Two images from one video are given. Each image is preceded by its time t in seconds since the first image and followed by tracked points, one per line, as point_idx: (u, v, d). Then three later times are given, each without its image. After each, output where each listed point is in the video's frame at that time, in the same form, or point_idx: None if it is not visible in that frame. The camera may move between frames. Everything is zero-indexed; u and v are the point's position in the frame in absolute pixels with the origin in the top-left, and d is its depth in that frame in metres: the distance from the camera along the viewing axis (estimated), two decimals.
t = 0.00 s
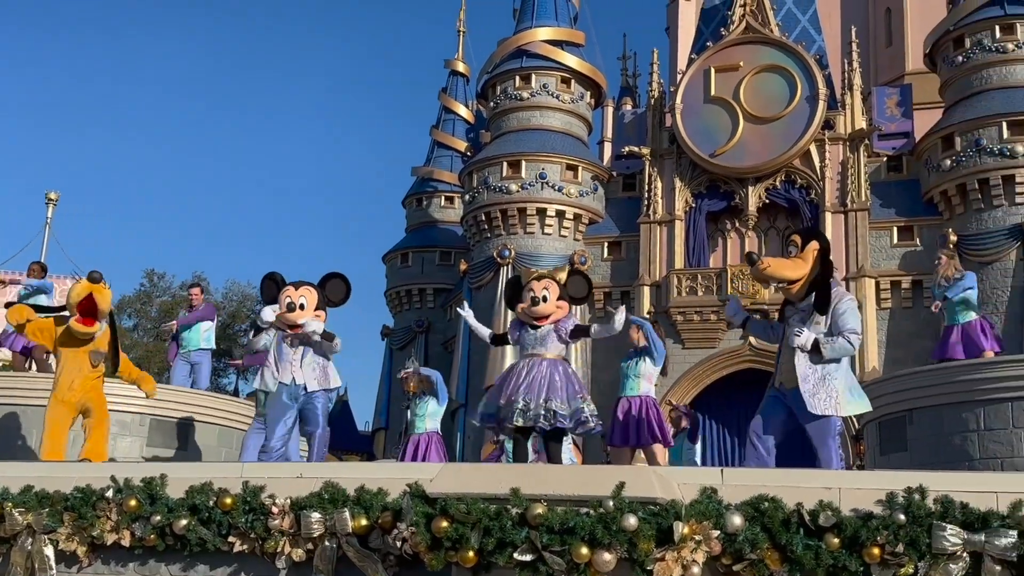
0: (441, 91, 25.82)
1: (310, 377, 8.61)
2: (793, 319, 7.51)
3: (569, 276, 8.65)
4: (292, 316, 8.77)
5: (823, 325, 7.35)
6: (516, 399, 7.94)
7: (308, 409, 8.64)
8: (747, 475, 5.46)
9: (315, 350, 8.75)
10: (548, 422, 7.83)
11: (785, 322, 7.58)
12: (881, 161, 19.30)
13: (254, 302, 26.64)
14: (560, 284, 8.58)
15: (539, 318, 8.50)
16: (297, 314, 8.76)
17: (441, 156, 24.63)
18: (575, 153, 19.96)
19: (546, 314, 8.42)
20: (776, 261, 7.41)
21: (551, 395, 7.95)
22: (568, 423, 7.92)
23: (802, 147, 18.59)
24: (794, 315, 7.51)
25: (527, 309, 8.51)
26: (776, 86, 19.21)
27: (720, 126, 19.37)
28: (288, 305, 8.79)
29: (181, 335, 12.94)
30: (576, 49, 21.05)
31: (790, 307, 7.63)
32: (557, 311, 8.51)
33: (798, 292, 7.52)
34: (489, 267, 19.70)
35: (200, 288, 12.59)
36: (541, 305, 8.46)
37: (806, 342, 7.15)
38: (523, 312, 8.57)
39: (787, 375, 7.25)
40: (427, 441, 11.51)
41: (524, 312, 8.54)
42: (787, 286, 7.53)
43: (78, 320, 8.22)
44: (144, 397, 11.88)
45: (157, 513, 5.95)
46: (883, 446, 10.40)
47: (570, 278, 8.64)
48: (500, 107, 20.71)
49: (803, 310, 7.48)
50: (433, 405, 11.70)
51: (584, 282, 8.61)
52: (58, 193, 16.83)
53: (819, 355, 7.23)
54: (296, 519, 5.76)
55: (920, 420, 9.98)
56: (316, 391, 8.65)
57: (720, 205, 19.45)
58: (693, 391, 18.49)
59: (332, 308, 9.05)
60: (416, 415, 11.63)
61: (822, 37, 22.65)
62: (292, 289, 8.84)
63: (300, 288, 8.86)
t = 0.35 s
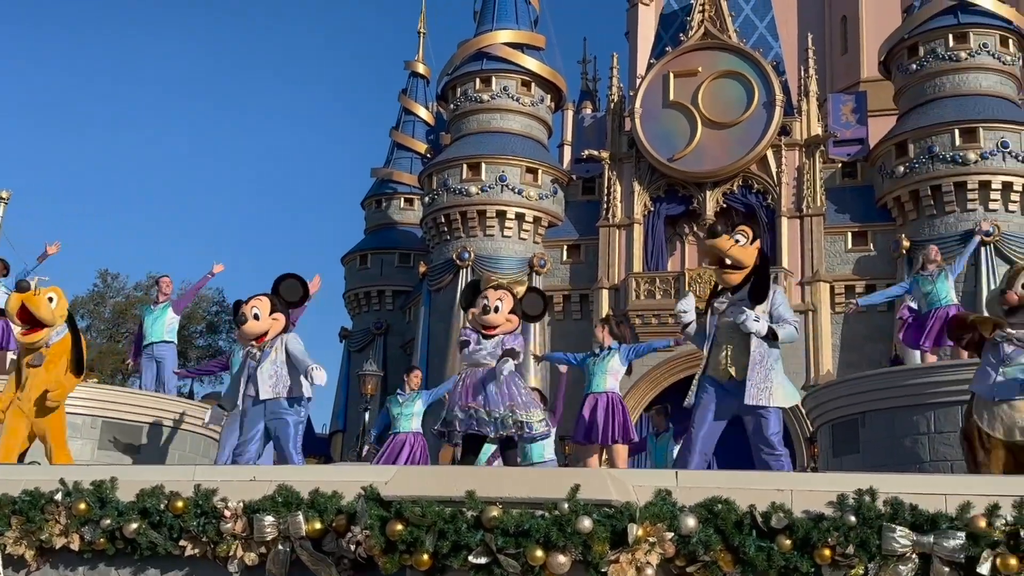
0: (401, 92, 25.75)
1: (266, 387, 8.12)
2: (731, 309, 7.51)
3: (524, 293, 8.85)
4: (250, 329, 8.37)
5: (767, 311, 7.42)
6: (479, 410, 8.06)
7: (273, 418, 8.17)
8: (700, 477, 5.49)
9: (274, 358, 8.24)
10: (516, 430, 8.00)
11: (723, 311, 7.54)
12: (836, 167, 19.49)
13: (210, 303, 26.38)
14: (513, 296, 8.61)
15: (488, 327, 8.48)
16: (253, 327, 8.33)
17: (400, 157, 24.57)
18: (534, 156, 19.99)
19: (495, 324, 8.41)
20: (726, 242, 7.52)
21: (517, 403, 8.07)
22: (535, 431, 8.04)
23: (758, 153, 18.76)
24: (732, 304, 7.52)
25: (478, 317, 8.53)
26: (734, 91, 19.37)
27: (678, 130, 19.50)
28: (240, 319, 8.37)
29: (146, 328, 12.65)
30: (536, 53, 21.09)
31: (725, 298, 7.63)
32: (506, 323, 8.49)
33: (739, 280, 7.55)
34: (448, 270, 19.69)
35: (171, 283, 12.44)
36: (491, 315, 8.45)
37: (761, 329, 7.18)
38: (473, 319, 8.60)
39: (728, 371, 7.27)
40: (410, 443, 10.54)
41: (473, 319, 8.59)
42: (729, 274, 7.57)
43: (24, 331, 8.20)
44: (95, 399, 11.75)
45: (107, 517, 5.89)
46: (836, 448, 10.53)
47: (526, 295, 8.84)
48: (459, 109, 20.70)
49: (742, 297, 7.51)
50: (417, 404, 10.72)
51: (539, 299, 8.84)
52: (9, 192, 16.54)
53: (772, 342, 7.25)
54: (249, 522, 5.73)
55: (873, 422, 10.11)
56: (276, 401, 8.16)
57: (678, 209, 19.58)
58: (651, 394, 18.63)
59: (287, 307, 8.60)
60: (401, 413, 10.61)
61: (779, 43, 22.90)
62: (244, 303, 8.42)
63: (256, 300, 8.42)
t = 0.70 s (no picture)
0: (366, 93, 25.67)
1: (256, 383, 7.94)
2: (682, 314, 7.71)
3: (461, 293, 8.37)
4: (226, 330, 8.23)
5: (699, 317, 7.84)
6: (428, 413, 7.35)
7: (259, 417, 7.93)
8: (662, 478, 5.52)
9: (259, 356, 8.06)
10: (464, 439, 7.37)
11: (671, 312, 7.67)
12: (797, 172, 19.71)
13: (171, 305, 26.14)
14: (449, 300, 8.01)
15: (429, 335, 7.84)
16: (232, 326, 8.21)
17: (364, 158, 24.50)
18: (499, 158, 20.00)
19: (435, 330, 7.76)
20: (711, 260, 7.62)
21: (459, 413, 7.45)
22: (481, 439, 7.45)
23: (721, 157, 18.91)
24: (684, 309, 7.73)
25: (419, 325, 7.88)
26: (698, 96, 19.50)
27: (641, 133, 19.60)
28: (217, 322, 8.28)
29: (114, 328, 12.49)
30: (502, 55, 21.10)
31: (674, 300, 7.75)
32: (449, 326, 7.85)
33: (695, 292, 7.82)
34: (413, 272, 19.67)
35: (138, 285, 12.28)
36: (429, 322, 7.82)
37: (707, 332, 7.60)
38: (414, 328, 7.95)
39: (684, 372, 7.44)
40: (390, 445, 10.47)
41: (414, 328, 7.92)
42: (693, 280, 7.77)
43: None
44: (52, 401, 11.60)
45: (64, 520, 5.82)
46: (796, 449, 10.64)
47: (463, 294, 8.36)
48: (424, 110, 20.67)
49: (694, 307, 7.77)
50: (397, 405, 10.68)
51: (478, 295, 8.35)
52: None
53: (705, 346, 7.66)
54: (209, 526, 5.69)
55: (832, 424, 10.24)
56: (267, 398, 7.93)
57: (642, 212, 19.66)
58: (615, 397, 18.67)
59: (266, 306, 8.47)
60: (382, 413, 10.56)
61: (742, 48, 23.09)
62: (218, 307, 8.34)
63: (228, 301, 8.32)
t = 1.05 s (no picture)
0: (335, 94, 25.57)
1: (216, 383, 7.85)
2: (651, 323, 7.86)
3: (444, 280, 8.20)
4: (214, 320, 8.18)
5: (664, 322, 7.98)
6: (419, 404, 7.48)
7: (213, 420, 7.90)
8: (628, 480, 5.54)
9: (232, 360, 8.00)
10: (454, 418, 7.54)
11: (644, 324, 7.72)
12: (764, 176, 19.81)
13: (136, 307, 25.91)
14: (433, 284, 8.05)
15: (404, 314, 7.92)
16: (222, 320, 8.16)
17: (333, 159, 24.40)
18: (469, 160, 19.97)
19: (411, 310, 7.86)
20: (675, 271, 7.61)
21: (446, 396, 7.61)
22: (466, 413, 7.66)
23: (689, 160, 19.01)
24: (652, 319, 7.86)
25: (396, 305, 7.95)
26: (667, 99, 19.59)
27: (611, 136, 19.67)
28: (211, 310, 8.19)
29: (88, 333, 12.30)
30: (471, 57, 21.09)
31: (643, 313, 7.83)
32: (424, 311, 7.94)
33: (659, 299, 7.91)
34: (381, 273, 19.63)
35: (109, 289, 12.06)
36: (407, 302, 7.90)
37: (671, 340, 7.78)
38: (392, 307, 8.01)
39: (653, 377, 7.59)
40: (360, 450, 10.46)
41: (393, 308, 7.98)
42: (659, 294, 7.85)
43: None
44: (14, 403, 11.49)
45: (26, 524, 5.75)
46: (762, 452, 10.71)
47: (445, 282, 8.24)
48: (394, 112, 20.62)
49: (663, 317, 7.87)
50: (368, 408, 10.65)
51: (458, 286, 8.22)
52: None
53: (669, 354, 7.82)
54: (173, 529, 5.65)
55: (798, 426, 10.30)
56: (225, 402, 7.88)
57: (612, 215, 19.71)
58: (583, 399, 18.72)
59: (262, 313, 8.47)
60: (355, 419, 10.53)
61: (711, 52, 23.23)
62: (220, 293, 8.24)
63: (230, 294, 8.24)
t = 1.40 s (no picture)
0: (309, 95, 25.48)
1: (166, 404, 8.21)
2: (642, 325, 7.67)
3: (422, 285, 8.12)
4: (162, 338, 8.36)
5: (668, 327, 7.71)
6: (413, 419, 7.50)
7: (157, 436, 8.26)
8: (599, 483, 5.54)
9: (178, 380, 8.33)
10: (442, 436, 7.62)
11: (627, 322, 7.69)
12: (737, 179, 19.90)
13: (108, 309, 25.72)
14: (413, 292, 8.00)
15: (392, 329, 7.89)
16: (171, 340, 8.35)
17: (307, 161, 24.31)
18: (443, 162, 19.94)
19: (400, 322, 7.82)
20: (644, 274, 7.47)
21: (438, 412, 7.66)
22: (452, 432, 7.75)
23: (664, 163, 19.07)
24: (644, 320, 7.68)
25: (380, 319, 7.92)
26: (641, 103, 19.64)
27: (585, 139, 19.70)
28: (166, 326, 8.34)
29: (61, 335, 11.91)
30: (446, 60, 21.07)
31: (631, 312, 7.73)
32: (411, 322, 7.89)
33: (646, 298, 7.71)
34: (355, 276, 19.60)
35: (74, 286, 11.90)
36: (394, 314, 7.86)
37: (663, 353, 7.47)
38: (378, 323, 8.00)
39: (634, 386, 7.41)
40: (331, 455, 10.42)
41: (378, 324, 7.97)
42: (636, 290, 7.69)
43: None
44: None
45: None
46: (734, 453, 10.76)
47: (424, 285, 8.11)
48: (368, 114, 20.57)
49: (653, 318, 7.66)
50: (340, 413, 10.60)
51: (439, 289, 8.08)
52: None
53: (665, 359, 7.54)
54: (142, 534, 5.61)
55: (769, 428, 10.36)
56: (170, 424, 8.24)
57: (586, 218, 19.76)
58: (557, 401, 18.75)
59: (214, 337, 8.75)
60: (325, 423, 10.49)
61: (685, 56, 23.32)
62: (173, 309, 8.41)
63: (182, 312, 8.41)
